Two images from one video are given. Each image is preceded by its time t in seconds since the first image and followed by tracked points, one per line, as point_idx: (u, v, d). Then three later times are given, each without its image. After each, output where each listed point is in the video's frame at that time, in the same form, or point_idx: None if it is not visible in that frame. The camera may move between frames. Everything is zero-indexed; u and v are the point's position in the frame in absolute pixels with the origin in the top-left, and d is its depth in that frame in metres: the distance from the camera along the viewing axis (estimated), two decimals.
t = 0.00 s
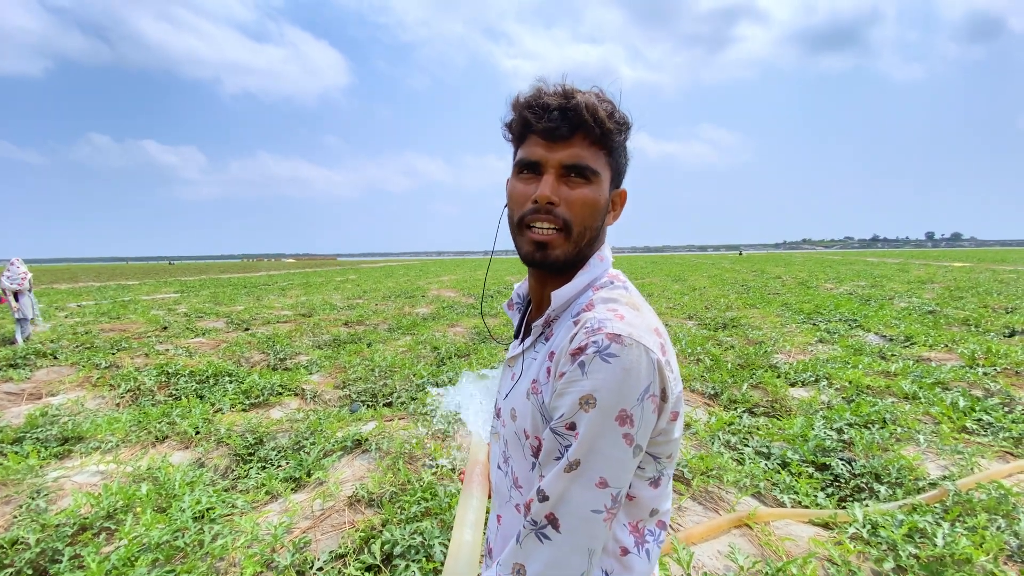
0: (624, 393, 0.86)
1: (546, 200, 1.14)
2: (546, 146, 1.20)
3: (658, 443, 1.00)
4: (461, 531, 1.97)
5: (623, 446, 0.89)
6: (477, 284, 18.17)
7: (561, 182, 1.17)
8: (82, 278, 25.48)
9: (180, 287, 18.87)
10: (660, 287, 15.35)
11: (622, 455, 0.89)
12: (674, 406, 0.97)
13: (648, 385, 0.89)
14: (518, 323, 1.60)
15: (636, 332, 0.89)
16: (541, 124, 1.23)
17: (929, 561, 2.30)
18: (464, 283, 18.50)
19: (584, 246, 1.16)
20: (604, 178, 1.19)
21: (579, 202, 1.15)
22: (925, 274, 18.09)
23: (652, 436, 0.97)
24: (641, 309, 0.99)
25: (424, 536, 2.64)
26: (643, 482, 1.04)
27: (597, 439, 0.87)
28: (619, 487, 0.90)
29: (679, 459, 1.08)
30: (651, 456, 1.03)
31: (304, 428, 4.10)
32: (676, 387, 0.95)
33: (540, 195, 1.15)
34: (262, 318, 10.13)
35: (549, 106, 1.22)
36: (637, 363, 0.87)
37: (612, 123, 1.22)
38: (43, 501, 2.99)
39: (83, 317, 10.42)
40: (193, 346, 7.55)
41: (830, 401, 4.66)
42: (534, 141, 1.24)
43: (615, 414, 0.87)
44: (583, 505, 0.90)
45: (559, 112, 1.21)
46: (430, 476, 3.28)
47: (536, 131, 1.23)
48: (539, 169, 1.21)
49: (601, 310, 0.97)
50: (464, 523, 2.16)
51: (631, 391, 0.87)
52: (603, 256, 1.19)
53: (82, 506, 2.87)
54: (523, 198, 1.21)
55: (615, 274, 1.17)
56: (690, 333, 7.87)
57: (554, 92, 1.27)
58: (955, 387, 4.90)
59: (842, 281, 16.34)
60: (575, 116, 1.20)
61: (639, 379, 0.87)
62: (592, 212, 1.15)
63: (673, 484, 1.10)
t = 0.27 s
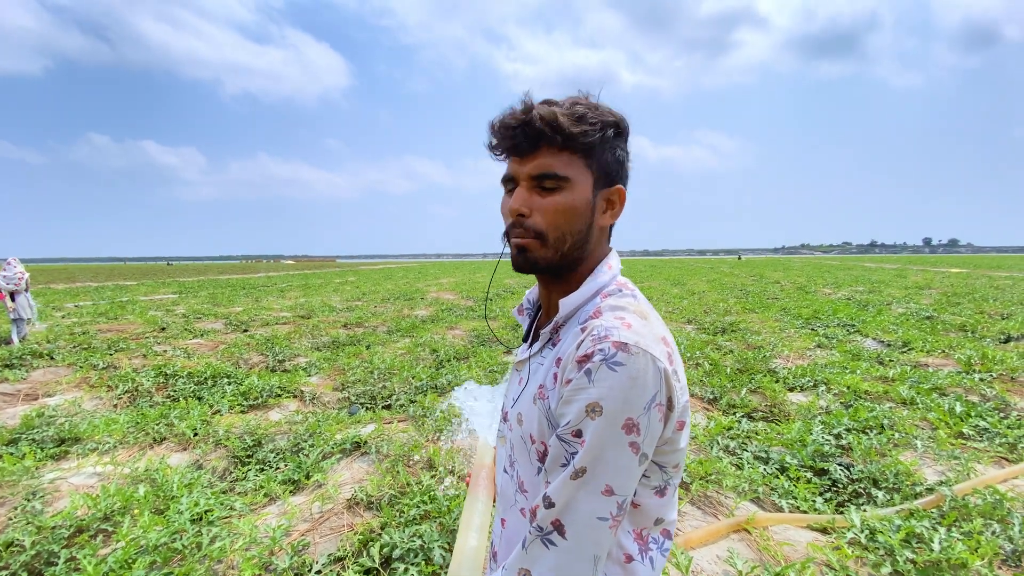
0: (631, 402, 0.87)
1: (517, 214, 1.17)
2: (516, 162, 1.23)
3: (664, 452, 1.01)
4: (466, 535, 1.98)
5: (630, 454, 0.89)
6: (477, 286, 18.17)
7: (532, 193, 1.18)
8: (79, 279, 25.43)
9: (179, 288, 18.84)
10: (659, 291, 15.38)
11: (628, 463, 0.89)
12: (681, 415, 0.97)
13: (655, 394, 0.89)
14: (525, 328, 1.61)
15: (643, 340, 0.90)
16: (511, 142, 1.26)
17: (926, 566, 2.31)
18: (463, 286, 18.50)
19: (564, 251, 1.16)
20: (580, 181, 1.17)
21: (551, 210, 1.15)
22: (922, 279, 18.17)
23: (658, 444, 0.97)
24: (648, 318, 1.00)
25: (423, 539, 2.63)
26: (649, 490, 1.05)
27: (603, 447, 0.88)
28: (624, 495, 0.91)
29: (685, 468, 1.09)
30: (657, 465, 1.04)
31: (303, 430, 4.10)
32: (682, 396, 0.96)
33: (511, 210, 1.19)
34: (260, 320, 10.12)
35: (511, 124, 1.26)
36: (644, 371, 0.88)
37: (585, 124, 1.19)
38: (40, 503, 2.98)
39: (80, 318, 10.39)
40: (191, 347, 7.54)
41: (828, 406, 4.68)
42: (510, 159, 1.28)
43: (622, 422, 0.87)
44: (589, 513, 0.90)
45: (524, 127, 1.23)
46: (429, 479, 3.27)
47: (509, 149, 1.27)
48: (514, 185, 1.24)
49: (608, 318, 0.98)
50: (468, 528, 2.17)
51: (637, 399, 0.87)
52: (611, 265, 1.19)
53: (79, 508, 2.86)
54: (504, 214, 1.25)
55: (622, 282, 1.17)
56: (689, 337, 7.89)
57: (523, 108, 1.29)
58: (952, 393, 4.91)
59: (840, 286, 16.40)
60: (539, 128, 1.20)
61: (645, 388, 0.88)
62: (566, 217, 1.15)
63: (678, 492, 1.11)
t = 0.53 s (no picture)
0: (632, 412, 0.88)
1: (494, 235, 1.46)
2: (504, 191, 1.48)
3: (667, 462, 1.02)
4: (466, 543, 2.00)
5: (631, 465, 0.90)
6: (475, 289, 18.17)
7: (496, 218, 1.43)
8: (76, 279, 25.31)
9: (176, 289, 18.79)
10: (657, 294, 15.40)
11: (630, 474, 0.90)
12: (683, 425, 0.98)
13: (656, 404, 0.90)
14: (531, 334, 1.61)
15: (644, 350, 0.91)
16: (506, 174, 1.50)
17: (922, 571, 2.32)
18: (461, 288, 18.50)
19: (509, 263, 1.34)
20: (504, 202, 1.30)
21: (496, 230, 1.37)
22: (920, 285, 18.25)
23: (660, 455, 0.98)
24: (650, 326, 1.00)
25: (420, 542, 2.63)
26: (653, 500, 1.05)
27: (604, 459, 0.89)
28: (626, 506, 0.92)
29: (688, 478, 1.09)
30: (661, 476, 1.05)
31: (300, 432, 4.09)
32: (684, 405, 0.97)
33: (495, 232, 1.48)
34: (258, 321, 10.09)
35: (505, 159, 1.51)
36: (645, 382, 0.89)
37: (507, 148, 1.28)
38: (36, 504, 2.96)
39: (78, 319, 10.36)
40: (188, 348, 7.52)
41: (825, 411, 4.69)
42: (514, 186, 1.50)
43: (622, 433, 0.89)
44: (591, 524, 0.91)
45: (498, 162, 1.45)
46: (426, 482, 3.27)
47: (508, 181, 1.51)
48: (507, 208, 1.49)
49: (609, 326, 0.98)
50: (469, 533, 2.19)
51: (638, 410, 0.88)
52: (615, 272, 1.20)
53: (75, 509, 2.84)
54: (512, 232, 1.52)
55: (626, 289, 1.18)
56: (687, 341, 7.90)
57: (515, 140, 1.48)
58: (949, 398, 4.94)
59: (838, 291, 16.46)
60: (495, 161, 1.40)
61: (646, 398, 0.89)
62: (500, 235, 1.34)
63: (682, 502, 1.12)
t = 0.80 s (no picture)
0: (618, 420, 0.89)
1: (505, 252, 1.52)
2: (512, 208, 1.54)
3: (659, 471, 1.02)
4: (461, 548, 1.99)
5: (619, 473, 0.90)
6: (473, 292, 18.18)
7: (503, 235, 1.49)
8: (71, 279, 25.19)
9: (172, 289, 18.73)
10: (654, 298, 15.42)
11: (618, 482, 0.91)
12: (672, 432, 0.98)
13: (643, 412, 0.90)
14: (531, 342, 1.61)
15: (630, 357, 0.91)
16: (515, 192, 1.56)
17: None
18: (458, 291, 18.50)
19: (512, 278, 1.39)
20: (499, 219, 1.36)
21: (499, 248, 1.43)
22: (917, 289, 18.31)
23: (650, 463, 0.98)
24: (639, 332, 1.00)
25: (415, 546, 2.62)
26: (646, 510, 1.06)
27: (590, 467, 0.89)
28: (614, 515, 0.92)
29: (681, 487, 1.09)
30: (654, 486, 1.05)
31: (296, 435, 4.08)
32: (673, 413, 0.97)
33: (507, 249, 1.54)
34: (255, 323, 10.06)
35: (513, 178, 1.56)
36: (631, 389, 0.89)
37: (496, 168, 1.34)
38: (30, 506, 2.94)
39: (74, 319, 10.31)
40: (185, 350, 7.49)
41: (822, 415, 4.70)
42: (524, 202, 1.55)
43: (609, 441, 0.89)
44: (579, 534, 0.92)
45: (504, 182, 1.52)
46: (422, 486, 3.26)
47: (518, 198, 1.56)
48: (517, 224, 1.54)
49: (598, 332, 0.99)
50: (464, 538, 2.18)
51: (625, 418, 0.89)
52: (607, 279, 1.20)
53: (69, 511, 2.82)
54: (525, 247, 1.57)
55: (619, 295, 1.18)
56: (684, 345, 7.91)
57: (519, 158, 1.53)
58: (945, 403, 4.95)
59: (834, 295, 16.52)
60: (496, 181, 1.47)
61: (632, 406, 0.89)
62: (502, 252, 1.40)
63: (676, 512, 1.12)
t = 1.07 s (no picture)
0: (615, 429, 0.88)
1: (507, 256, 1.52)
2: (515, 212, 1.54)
3: (657, 481, 1.01)
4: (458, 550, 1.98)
5: (616, 483, 0.90)
6: (471, 293, 18.17)
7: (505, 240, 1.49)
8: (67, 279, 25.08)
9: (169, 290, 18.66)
10: (653, 300, 15.43)
11: (614, 491, 0.90)
12: (671, 441, 0.97)
13: (640, 420, 0.90)
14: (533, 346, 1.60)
15: (628, 364, 0.91)
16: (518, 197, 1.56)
17: None
18: (456, 292, 18.48)
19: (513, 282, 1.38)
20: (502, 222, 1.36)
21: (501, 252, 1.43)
22: (914, 292, 18.37)
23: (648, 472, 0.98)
24: (639, 339, 0.99)
25: (412, 549, 2.61)
26: (646, 520, 1.05)
27: (586, 477, 0.88)
28: (611, 525, 0.92)
29: (681, 496, 1.08)
30: (653, 496, 1.04)
31: (292, 437, 4.06)
32: (672, 421, 0.96)
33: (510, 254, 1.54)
34: (252, 324, 10.03)
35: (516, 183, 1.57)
36: (629, 397, 0.88)
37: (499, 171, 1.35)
38: (24, 508, 2.92)
39: (70, 320, 10.26)
40: (181, 351, 7.46)
41: (819, 418, 4.70)
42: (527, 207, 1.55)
43: (606, 450, 0.88)
44: (575, 544, 0.91)
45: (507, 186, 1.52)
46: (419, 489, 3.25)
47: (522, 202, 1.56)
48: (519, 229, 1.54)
49: (596, 338, 0.98)
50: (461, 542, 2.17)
51: (621, 426, 0.88)
52: (608, 284, 1.19)
53: (64, 514, 2.80)
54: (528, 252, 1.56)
55: (620, 299, 1.17)
56: (682, 347, 7.91)
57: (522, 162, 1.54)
58: (942, 406, 4.96)
59: (832, 297, 16.55)
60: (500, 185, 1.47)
61: (631, 414, 0.88)
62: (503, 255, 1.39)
63: (676, 521, 1.11)
